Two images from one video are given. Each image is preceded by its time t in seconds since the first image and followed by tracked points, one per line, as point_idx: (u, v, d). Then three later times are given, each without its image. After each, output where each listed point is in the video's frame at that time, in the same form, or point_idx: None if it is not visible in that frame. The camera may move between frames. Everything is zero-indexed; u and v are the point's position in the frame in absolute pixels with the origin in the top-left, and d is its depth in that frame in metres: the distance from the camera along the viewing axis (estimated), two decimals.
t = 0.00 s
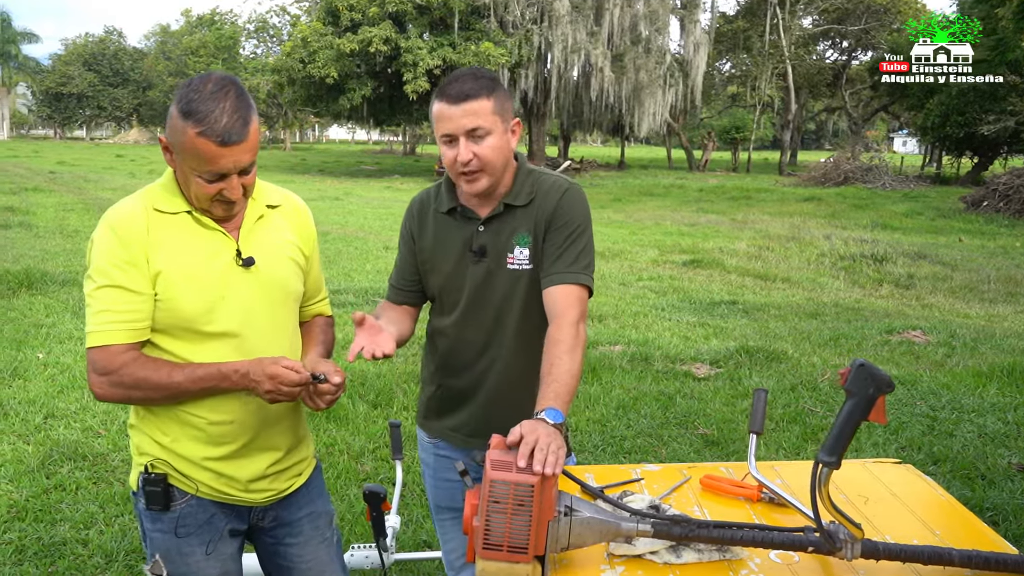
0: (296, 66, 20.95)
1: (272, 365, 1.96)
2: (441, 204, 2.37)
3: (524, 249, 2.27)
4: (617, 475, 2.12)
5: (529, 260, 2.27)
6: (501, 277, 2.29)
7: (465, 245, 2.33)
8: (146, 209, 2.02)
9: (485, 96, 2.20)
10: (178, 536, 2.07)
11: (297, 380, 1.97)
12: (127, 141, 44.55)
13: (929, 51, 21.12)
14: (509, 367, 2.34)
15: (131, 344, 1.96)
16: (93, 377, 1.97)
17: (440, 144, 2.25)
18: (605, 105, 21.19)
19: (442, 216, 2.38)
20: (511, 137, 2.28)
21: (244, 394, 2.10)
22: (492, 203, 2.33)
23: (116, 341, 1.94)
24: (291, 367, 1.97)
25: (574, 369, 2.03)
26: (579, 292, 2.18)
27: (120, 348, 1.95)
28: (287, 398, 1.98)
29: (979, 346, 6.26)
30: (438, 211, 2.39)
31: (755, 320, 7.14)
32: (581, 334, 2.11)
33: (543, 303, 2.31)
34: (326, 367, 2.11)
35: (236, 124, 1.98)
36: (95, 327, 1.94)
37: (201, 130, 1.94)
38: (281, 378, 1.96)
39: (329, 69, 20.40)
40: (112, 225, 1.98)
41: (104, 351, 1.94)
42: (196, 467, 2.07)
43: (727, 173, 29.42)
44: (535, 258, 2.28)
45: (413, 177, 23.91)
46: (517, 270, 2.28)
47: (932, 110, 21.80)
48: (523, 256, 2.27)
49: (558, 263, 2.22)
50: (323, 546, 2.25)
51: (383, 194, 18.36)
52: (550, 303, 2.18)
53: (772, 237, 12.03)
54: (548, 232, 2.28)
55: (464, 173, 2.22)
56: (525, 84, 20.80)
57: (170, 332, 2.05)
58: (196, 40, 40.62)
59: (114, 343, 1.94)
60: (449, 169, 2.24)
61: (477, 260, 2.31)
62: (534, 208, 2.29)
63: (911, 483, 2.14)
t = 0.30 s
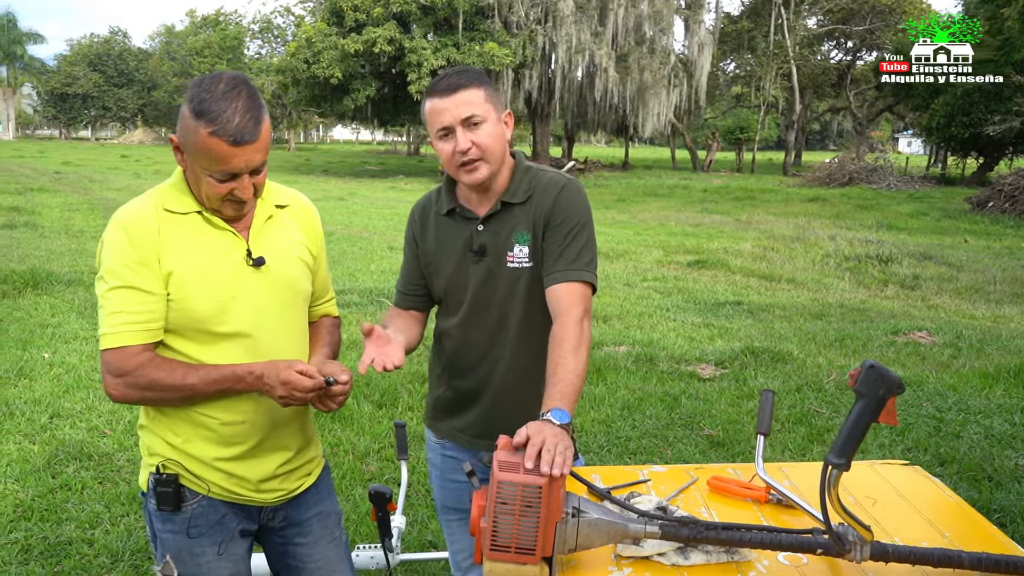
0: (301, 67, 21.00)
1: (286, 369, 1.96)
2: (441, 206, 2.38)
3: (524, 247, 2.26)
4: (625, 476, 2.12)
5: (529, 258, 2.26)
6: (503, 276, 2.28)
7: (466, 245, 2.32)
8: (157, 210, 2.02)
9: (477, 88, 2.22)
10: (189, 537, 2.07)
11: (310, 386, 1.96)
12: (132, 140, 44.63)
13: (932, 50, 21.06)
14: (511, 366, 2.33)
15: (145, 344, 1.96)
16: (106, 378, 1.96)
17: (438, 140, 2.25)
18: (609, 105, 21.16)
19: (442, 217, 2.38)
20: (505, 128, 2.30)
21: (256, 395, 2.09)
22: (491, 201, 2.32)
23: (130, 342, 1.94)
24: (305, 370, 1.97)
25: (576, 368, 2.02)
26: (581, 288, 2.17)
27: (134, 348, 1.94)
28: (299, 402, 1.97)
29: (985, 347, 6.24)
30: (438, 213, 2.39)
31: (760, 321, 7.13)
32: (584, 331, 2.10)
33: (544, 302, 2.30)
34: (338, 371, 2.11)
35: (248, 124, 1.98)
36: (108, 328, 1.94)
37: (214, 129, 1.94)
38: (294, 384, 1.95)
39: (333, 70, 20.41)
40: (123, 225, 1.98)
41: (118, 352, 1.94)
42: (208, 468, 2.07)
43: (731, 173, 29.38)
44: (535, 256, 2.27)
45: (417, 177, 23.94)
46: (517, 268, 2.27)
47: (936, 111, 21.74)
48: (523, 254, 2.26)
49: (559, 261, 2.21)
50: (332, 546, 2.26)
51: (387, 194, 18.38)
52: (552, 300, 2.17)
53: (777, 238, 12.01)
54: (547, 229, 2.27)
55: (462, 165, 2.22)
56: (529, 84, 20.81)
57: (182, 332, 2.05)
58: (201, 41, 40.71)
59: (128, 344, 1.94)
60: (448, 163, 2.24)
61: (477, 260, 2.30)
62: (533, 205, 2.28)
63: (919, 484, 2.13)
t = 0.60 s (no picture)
0: (307, 67, 21.07)
1: (298, 373, 1.97)
2: (448, 208, 2.38)
3: (531, 248, 2.27)
4: (634, 476, 2.12)
5: (536, 258, 2.26)
6: (511, 278, 2.29)
7: (474, 247, 2.33)
8: (169, 209, 2.03)
9: (482, 94, 2.22)
10: (198, 535, 2.08)
11: (321, 391, 1.97)
12: (138, 140, 44.73)
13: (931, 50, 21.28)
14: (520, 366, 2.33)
15: (157, 343, 1.97)
16: (119, 377, 1.97)
17: (443, 144, 2.24)
18: (615, 106, 21.13)
19: (449, 220, 2.39)
20: (511, 132, 2.31)
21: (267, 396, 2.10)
22: (499, 202, 2.33)
23: (143, 341, 1.94)
24: (315, 372, 1.98)
25: (586, 368, 2.02)
26: (588, 288, 2.17)
27: (148, 347, 1.95)
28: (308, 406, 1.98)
29: (993, 348, 6.23)
30: (446, 215, 2.39)
31: (767, 321, 7.12)
32: (593, 330, 2.10)
33: (553, 302, 2.30)
34: (348, 373, 2.12)
35: (263, 126, 1.99)
36: (120, 327, 1.94)
37: (230, 131, 1.95)
38: (305, 390, 1.96)
39: (340, 70, 20.44)
40: (136, 224, 1.99)
41: (131, 351, 1.95)
42: (218, 468, 2.08)
43: (737, 174, 29.31)
44: (543, 256, 2.27)
45: (422, 177, 23.97)
46: (524, 269, 2.27)
47: (944, 111, 21.66)
48: (530, 255, 2.27)
49: (566, 261, 2.21)
50: (339, 545, 2.27)
51: (393, 194, 18.40)
52: (560, 300, 2.17)
53: (784, 239, 11.97)
54: (554, 230, 2.27)
55: (469, 171, 2.22)
56: (535, 84, 20.82)
57: (193, 331, 2.05)
58: (207, 41, 40.80)
59: (141, 342, 1.95)
60: (454, 169, 2.24)
61: (485, 262, 2.31)
62: (538, 206, 2.28)
63: (928, 485, 2.13)
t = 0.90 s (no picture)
0: (315, 67, 21.12)
1: (307, 373, 1.99)
2: (459, 207, 2.39)
3: (541, 248, 2.27)
4: (642, 476, 2.12)
5: (546, 258, 2.27)
6: (521, 278, 2.29)
7: (484, 246, 2.34)
8: (180, 209, 2.05)
9: (498, 95, 2.22)
10: (207, 533, 2.09)
11: (331, 390, 1.99)
12: (147, 140, 44.89)
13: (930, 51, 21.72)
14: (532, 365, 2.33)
15: (166, 342, 1.98)
16: (129, 376, 1.98)
17: (457, 144, 2.24)
18: (623, 105, 21.09)
19: (459, 219, 2.39)
20: (524, 132, 2.30)
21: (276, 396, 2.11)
22: (511, 202, 2.33)
23: (151, 339, 1.95)
24: (323, 372, 1.99)
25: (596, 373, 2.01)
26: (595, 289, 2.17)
27: (157, 346, 1.96)
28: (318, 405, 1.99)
29: (1003, 348, 6.20)
30: (457, 214, 2.39)
31: (776, 322, 7.11)
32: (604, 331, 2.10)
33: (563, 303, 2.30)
34: (359, 375, 2.13)
35: (275, 126, 1.99)
36: (130, 325, 1.96)
37: (241, 131, 1.95)
38: (315, 390, 1.98)
39: (348, 70, 20.49)
40: (146, 223, 2.00)
41: (140, 349, 1.96)
42: (227, 467, 2.09)
43: (745, 174, 29.23)
44: (553, 256, 2.27)
45: (429, 177, 24.01)
46: (534, 269, 2.27)
47: (953, 110, 21.56)
48: (540, 255, 2.27)
49: (575, 261, 2.22)
50: (348, 544, 2.28)
51: (401, 194, 18.44)
52: (571, 300, 2.18)
53: (792, 239, 11.93)
54: (565, 231, 2.27)
55: (483, 173, 2.23)
56: (543, 84, 20.83)
57: (203, 331, 2.06)
58: (216, 41, 40.92)
59: (150, 341, 1.96)
60: (468, 170, 2.24)
61: (496, 261, 2.31)
62: (548, 207, 2.29)
63: (937, 486, 2.12)
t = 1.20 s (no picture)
0: (323, 67, 21.14)
1: (315, 368, 1.99)
2: (471, 203, 2.39)
3: (555, 245, 2.26)
4: (650, 476, 2.12)
5: (562, 255, 2.26)
6: (535, 272, 2.28)
7: (498, 241, 2.33)
8: (189, 209, 2.05)
9: (501, 87, 2.26)
10: (216, 533, 2.09)
11: (340, 385, 1.99)
12: (155, 141, 45.02)
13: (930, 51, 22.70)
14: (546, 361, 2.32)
15: (175, 343, 1.98)
16: (137, 377, 1.98)
17: (465, 136, 2.28)
18: (630, 105, 21.03)
19: (472, 215, 2.39)
20: (532, 126, 2.32)
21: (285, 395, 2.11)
22: (523, 196, 2.32)
23: (159, 341, 1.96)
24: (328, 370, 1.99)
25: (615, 352, 2.13)
26: (623, 288, 2.21)
27: (166, 347, 1.97)
28: (324, 405, 1.98)
29: (1014, 349, 6.17)
30: (469, 210, 2.39)
31: (784, 322, 7.08)
32: (625, 322, 2.17)
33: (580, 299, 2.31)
34: (366, 377, 2.13)
35: (283, 126, 2.00)
36: (138, 327, 1.96)
37: (250, 130, 1.96)
38: (321, 390, 1.97)
39: (355, 70, 20.53)
40: (155, 225, 2.00)
41: (149, 351, 1.96)
42: (236, 467, 2.10)
43: (753, 173, 29.12)
44: (569, 252, 2.26)
45: (436, 177, 24.03)
46: (548, 265, 2.26)
47: (963, 110, 21.42)
48: (556, 252, 2.26)
49: (607, 266, 2.23)
50: (356, 544, 2.29)
51: (408, 194, 18.46)
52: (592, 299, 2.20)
53: (800, 240, 11.88)
54: (582, 229, 2.26)
55: (489, 161, 2.24)
56: (550, 84, 20.84)
57: (212, 332, 2.07)
58: (225, 42, 41.05)
59: (160, 342, 1.96)
60: (476, 161, 2.27)
61: (509, 256, 2.31)
62: (564, 204, 2.28)
63: (948, 487, 2.11)
